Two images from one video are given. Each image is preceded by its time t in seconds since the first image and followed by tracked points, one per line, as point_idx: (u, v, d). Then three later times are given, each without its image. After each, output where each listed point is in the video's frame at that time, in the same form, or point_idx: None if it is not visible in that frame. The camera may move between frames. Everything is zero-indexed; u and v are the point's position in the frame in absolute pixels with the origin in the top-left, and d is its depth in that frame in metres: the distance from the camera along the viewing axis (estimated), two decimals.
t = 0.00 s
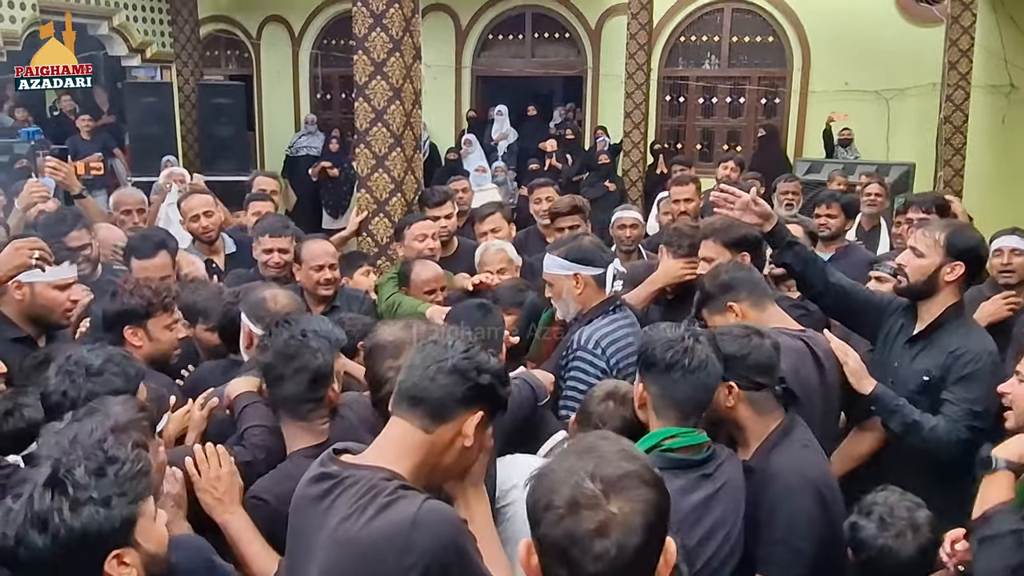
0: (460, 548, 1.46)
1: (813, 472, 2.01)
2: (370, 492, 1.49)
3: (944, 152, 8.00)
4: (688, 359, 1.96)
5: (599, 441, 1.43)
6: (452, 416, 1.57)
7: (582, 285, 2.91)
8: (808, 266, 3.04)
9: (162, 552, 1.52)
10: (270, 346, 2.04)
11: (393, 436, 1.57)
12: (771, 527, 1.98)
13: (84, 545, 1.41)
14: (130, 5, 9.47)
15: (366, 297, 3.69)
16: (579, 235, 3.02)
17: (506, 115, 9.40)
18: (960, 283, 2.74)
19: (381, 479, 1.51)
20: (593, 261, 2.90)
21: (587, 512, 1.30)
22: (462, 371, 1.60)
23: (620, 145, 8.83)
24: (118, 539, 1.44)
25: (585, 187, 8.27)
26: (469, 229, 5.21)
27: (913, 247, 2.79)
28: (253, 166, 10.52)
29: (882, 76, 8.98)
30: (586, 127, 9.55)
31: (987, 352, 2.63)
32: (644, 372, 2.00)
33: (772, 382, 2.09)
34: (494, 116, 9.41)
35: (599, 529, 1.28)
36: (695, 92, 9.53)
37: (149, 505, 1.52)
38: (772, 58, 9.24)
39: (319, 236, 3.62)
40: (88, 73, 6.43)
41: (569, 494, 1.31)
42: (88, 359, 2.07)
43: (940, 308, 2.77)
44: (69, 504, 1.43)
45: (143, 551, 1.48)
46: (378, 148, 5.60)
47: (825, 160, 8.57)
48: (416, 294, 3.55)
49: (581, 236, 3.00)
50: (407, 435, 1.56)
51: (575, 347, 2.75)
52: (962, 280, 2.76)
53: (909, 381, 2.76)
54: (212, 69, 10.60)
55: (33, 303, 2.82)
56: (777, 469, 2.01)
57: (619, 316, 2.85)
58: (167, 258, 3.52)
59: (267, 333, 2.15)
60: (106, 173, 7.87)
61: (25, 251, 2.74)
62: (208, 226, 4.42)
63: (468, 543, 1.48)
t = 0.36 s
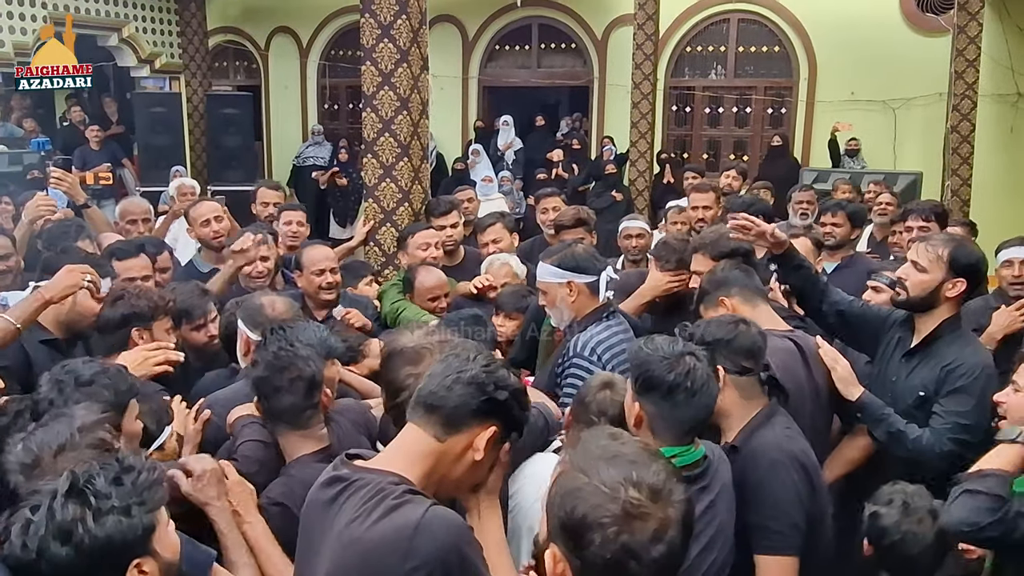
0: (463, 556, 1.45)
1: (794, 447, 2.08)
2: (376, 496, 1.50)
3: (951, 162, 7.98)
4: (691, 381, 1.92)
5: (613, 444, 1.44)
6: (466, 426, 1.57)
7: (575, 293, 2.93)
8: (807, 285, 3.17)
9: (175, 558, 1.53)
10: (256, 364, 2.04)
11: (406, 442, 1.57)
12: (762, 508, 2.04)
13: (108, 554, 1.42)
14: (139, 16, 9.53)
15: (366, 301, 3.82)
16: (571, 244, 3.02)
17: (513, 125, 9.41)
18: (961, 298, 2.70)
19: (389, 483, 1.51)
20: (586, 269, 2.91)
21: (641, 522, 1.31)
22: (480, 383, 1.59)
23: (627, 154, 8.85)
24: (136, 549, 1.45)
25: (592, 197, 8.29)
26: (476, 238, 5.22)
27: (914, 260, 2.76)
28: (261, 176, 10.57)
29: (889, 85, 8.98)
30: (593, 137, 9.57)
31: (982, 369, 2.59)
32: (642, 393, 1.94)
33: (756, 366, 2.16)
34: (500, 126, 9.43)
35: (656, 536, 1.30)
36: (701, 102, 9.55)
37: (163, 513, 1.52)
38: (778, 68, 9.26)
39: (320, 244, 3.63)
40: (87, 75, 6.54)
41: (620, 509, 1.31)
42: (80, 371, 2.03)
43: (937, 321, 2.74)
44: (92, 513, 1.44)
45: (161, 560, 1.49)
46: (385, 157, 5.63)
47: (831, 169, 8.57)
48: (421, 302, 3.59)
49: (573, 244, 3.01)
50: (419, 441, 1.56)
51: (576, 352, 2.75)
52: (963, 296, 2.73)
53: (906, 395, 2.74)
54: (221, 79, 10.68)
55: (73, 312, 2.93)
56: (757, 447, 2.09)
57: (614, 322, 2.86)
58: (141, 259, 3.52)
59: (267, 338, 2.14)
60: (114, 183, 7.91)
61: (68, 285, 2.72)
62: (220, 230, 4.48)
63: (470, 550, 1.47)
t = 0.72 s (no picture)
0: (460, 565, 1.46)
1: (787, 450, 2.09)
2: (372, 507, 1.49)
3: (957, 171, 7.96)
4: (667, 390, 1.96)
5: (627, 468, 1.43)
6: (460, 431, 1.58)
7: (569, 299, 2.93)
8: (815, 301, 3.12)
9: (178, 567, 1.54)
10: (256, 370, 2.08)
11: (400, 451, 1.57)
12: (760, 512, 2.06)
13: (113, 562, 1.42)
14: (146, 26, 9.60)
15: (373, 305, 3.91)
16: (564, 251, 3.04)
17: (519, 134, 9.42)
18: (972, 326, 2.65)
19: (384, 493, 1.51)
20: (580, 276, 2.92)
21: (669, 557, 1.29)
22: (470, 388, 1.60)
23: (632, 163, 8.87)
24: (139, 557, 1.45)
25: (597, 205, 8.30)
26: (481, 246, 5.23)
27: (925, 283, 2.71)
28: (267, 185, 10.62)
29: (894, 94, 8.98)
30: (598, 146, 9.59)
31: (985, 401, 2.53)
32: (621, 403, 1.98)
33: (757, 370, 2.15)
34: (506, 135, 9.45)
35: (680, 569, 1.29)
36: (706, 110, 9.55)
37: (165, 520, 1.53)
38: (783, 77, 9.26)
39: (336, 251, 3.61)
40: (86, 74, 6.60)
41: (644, 543, 1.29)
42: (71, 389, 2.03)
43: (943, 346, 2.70)
44: (95, 521, 1.44)
45: (163, 567, 1.50)
46: (391, 167, 5.64)
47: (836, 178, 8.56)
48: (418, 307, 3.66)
49: (567, 251, 3.03)
50: (412, 449, 1.56)
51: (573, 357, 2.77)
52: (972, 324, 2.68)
53: (908, 420, 2.67)
54: (228, 89, 10.75)
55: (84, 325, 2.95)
56: (752, 451, 2.09)
57: (606, 328, 2.92)
58: (149, 281, 3.52)
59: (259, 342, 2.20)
60: (122, 192, 7.95)
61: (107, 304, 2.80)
62: (240, 230, 4.55)
63: (465, 556, 1.48)
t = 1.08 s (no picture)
0: (455, 571, 1.46)
1: (795, 461, 2.09)
2: (368, 519, 1.48)
3: (965, 176, 7.94)
4: (669, 385, 2.08)
5: (664, 481, 1.43)
6: (450, 434, 1.59)
7: (570, 303, 2.94)
8: (792, 305, 2.91)
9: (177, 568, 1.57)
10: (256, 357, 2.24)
11: (391, 462, 1.57)
12: (767, 520, 2.05)
13: (116, 564, 1.43)
14: (155, 33, 9.67)
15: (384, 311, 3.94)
16: (568, 254, 3.05)
17: (525, 139, 9.43)
18: (966, 342, 2.59)
19: (378, 503, 1.50)
20: (582, 280, 2.93)
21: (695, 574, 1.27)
22: (453, 389, 1.62)
23: (639, 168, 8.87)
24: (141, 562, 1.47)
25: (604, 211, 8.32)
26: (489, 252, 5.24)
27: (918, 297, 2.64)
28: (274, 191, 10.66)
29: (901, 99, 8.97)
30: (605, 151, 9.60)
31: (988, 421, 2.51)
32: (626, 400, 2.10)
33: (766, 377, 2.19)
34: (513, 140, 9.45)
35: None
36: (712, 116, 9.56)
37: (168, 524, 1.55)
38: (790, 82, 9.26)
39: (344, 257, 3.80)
40: (88, 75, 6.63)
41: (676, 557, 1.27)
42: (87, 391, 2.06)
43: (942, 364, 2.63)
44: (99, 524, 1.45)
45: (164, 569, 1.52)
46: (398, 172, 5.66)
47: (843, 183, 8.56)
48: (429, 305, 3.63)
49: (570, 254, 3.04)
50: (403, 456, 1.56)
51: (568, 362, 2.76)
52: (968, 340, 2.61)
53: (908, 439, 2.63)
54: (236, 95, 10.81)
55: (64, 326, 2.97)
56: (760, 460, 2.09)
57: (605, 333, 2.90)
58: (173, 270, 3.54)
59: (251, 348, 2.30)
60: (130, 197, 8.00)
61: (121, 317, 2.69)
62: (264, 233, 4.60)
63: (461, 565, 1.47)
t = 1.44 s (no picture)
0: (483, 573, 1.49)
1: (838, 480, 2.11)
2: (391, 531, 1.48)
3: (972, 180, 7.92)
4: (684, 379, 2.12)
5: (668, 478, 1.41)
6: (454, 438, 1.59)
7: (564, 307, 2.98)
8: (777, 310, 3.10)
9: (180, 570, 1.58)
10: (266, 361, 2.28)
11: (401, 469, 1.57)
12: (799, 532, 2.08)
13: (121, 566, 1.44)
14: (163, 37, 9.70)
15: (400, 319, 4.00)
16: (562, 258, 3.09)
17: (531, 144, 9.43)
18: (945, 346, 2.60)
19: (397, 514, 1.51)
20: (576, 284, 2.96)
21: (667, 562, 1.27)
22: (454, 394, 1.61)
23: (645, 172, 8.87)
24: (144, 565, 1.47)
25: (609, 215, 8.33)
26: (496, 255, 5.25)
27: (897, 302, 2.68)
28: (281, 195, 10.70)
29: (908, 104, 8.96)
30: (611, 155, 9.60)
31: (966, 428, 2.56)
32: (643, 398, 2.13)
33: (818, 389, 2.20)
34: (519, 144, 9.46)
35: None
36: (719, 120, 9.57)
37: (171, 527, 1.55)
38: (797, 87, 9.25)
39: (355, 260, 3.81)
40: (88, 76, 6.68)
41: (648, 541, 1.28)
42: (109, 396, 2.07)
43: (920, 370, 2.66)
44: (104, 527, 1.46)
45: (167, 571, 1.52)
46: (405, 176, 5.68)
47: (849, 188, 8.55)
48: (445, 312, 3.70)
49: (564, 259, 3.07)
50: (409, 464, 1.57)
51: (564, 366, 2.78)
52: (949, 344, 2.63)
53: (884, 439, 2.69)
54: (244, 98, 10.86)
55: (58, 333, 3.00)
56: (800, 475, 2.11)
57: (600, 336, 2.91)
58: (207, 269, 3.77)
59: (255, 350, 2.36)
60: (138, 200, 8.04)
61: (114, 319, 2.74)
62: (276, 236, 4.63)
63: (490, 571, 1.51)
